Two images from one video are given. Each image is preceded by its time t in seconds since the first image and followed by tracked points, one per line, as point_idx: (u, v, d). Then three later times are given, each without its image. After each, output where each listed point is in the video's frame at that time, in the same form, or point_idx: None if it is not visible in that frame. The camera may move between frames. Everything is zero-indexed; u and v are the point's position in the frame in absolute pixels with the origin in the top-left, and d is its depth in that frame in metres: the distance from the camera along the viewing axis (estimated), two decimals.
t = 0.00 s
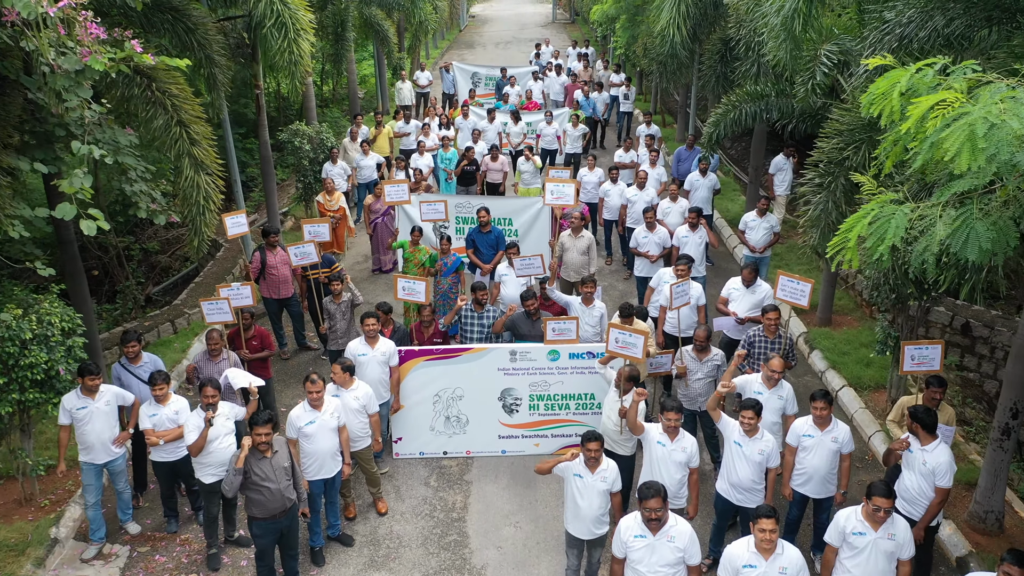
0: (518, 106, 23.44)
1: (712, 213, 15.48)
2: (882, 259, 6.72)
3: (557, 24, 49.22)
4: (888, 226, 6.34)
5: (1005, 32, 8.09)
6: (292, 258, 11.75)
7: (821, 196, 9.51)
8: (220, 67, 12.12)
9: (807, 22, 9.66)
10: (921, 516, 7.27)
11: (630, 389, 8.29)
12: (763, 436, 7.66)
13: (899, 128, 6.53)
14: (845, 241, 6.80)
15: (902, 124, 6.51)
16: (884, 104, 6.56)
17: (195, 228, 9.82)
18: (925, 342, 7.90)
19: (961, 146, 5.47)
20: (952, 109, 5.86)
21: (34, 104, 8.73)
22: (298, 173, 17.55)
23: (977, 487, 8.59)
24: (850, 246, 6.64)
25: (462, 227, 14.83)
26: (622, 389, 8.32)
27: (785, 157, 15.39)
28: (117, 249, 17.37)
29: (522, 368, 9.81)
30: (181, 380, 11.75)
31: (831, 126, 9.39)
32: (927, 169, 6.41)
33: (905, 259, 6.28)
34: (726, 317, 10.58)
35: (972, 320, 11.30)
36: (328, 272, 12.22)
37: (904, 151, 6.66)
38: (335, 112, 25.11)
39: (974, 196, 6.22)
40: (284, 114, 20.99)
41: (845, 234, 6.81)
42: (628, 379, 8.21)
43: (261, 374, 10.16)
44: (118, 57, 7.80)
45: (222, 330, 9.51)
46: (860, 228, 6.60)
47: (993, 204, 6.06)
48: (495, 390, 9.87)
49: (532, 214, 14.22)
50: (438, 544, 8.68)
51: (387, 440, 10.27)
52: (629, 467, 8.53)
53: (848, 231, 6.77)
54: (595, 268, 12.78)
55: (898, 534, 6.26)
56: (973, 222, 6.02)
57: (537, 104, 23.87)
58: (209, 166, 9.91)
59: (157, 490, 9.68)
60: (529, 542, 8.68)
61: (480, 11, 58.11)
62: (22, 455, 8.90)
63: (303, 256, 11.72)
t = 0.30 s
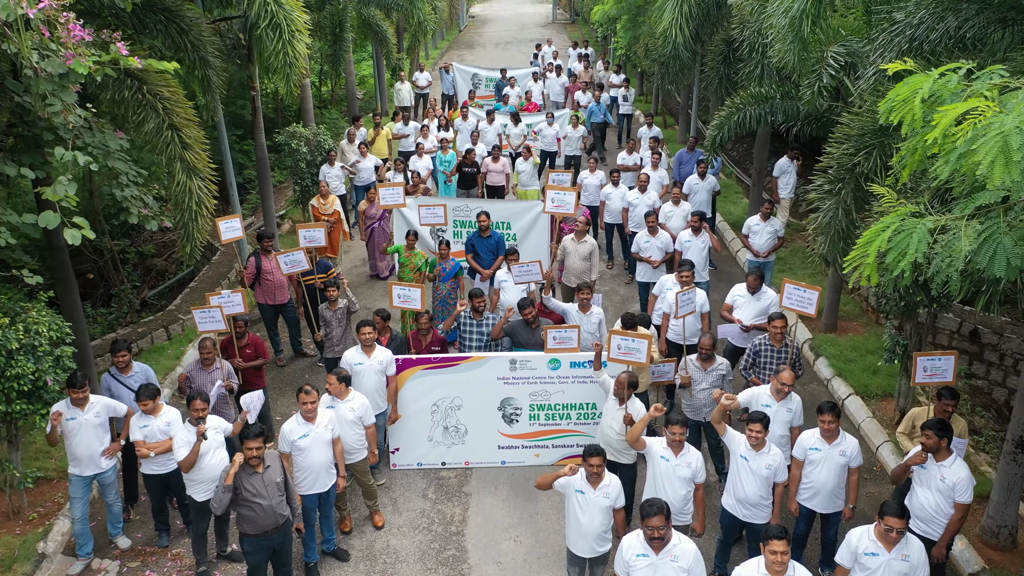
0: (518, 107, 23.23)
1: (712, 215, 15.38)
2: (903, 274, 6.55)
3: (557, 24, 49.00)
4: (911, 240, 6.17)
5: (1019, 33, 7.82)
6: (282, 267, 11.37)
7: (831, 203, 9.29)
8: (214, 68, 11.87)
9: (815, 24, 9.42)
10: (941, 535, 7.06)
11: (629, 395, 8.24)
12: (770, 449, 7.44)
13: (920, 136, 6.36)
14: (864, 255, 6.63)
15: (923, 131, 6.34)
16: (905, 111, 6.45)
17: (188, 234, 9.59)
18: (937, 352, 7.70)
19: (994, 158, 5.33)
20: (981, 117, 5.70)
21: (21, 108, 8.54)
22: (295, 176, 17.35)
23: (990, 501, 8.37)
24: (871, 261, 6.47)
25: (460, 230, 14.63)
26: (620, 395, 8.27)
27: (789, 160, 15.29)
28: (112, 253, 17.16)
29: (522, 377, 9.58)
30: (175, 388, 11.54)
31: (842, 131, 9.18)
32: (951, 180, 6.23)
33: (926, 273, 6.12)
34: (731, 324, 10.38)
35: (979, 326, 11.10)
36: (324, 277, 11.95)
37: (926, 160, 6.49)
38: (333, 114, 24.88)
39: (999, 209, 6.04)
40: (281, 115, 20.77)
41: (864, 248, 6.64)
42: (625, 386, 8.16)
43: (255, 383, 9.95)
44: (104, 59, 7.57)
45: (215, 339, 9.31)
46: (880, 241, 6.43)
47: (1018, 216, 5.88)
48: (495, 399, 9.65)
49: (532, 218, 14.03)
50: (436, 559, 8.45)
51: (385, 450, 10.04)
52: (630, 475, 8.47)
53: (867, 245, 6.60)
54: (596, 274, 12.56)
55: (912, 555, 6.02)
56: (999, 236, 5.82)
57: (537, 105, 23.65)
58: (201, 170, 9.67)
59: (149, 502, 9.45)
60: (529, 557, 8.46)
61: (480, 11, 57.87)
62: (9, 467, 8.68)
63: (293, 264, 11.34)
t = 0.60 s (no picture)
0: (518, 108, 23.00)
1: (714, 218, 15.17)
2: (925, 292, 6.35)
3: (557, 24, 48.77)
4: (936, 258, 5.98)
5: None
6: (275, 274, 11.19)
7: (841, 212, 9.06)
8: (209, 70, 11.62)
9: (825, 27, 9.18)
10: (967, 555, 6.87)
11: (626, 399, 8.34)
12: (778, 465, 7.21)
13: (944, 147, 6.15)
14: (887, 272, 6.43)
15: (950, 143, 6.12)
16: (930, 119, 6.20)
17: (179, 240, 9.36)
18: (951, 364, 7.44)
19: None
20: (1017, 130, 5.49)
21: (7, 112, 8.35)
22: (292, 179, 17.13)
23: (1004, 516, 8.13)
24: (892, 278, 6.29)
25: (458, 234, 14.42)
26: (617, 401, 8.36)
27: (793, 163, 15.09)
28: (107, 257, 16.93)
29: (521, 387, 9.33)
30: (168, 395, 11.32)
31: (852, 137, 8.94)
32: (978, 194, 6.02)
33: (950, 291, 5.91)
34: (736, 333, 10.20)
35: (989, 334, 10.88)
36: (320, 284, 11.76)
37: (952, 171, 6.26)
38: (332, 115, 24.67)
39: None
40: (278, 117, 20.55)
41: (886, 264, 6.45)
42: (622, 392, 8.29)
43: (248, 394, 9.71)
44: (86, 61, 7.41)
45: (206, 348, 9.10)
46: (904, 259, 6.23)
47: None
48: (494, 410, 9.41)
49: (529, 225, 13.97)
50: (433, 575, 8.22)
51: (381, 461, 9.81)
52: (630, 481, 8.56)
53: (890, 262, 6.40)
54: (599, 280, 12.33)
55: None
56: None
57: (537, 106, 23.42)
58: (193, 175, 9.44)
59: (139, 515, 9.23)
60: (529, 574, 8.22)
61: (480, 10, 57.62)
62: None
63: (287, 271, 11.17)
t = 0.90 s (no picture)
0: (518, 110, 22.75)
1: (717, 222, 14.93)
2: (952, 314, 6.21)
3: (558, 24, 48.53)
4: (965, 282, 5.88)
5: None
6: (273, 281, 10.97)
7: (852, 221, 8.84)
8: (202, 73, 11.35)
9: (836, 29, 8.95)
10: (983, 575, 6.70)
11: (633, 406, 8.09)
12: (787, 483, 6.96)
13: (974, 160, 5.94)
14: (912, 291, 6.30)
15: (981, 157, 5.85)
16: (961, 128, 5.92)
17: (169, 248, 9.11)
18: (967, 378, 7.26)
19: None
20: None
21: None
22: (289, 182, 16.89)
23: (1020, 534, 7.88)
24: (918, 300, 6.14)
25: (458, 239, 14.19)
26: (624, 412, 8.11)
27: (798, 166, 14.87)
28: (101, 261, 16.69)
29: (522, 399, 9.09)
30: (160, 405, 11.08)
31: (864, 143, 8.67)
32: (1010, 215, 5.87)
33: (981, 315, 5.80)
34: (741, 342, 10.01)
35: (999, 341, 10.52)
36: (315, 291, 11.55)
37: (983, 183, 6.12)
38: (330, 117, 24.42)
39: None
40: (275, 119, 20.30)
41: (912, 282, 6.30)
42: (629, 401, 8.08)
43: (241, 405, 9.51)
44: (68, 66, 7.21)
45: (198, 360, 8.89)
46: (930, 279, 6.11)
47: None
48: (494, 422, 9.16)
49: (530, 229, 13.77)
50: None
51: (378, 473, 9.57)
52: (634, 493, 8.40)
53: (915, 280, 6.28)
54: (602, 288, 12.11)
55: None
56: None
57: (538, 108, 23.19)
58: (184, 181, 9.19)
59: (129, 530, 8.99)
60: None
61: (480, 10, 57.37)
62: None
63: (285, 279, 10.94)
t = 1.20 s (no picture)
0: (518, 112, 22.51)
1: (720, 227, 14.68)
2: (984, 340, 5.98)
3: (558, 24, 48.33)
4: (1002, 306, 5.64)
5: None
6: (274, 286, 10.82)
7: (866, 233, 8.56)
8: (195, 76, 11.09)
9: (847, 32, 8.74)
10: None
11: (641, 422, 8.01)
12: (797, 502, 6.70)
13: (1010, 176, 5.68)
14: (943, 315, 6.05)
15: (1018, 173, 5.62)
16: (993, 144, 5.68)
17: (159, 256, 8.86)
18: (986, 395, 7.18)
19: None
20: None
21: None
22: (285, 186, 16.64)
23: None
24: (949, 325, 5.88)
25: (457, 243, 13.95)
26: (631, 423, 8.00)
27: (803, 170, 14.63)
28: (95, 266, 16.43)
29: (522, 412, 8.83)
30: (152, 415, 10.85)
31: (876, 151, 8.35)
32: None
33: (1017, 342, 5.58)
34: (747, 353, 9.78)
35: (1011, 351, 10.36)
36: (311, 298, 11.32)
37: (1017, 199, 5.86)
38: (329, 118, 24.19)
39: None
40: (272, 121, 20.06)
41: (943, 307, 6.03)
42: (638, 412, 7.93)
43: (233, 418, 9.28)
44: (45, 72, 6.96)
45: (188, 372, 8.67)
46: (962, 304, 5.84)
47: None
48: (493, 436, 8.91)
49: (531, 232, 13.54)
50: None
51: (374, 487, 9.31)
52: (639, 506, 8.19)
53: (945, 305, 6.03)
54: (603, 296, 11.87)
55: None
56: None
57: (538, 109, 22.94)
58: (174, 188, 8.94)
59: (118, 547, 8.74)
60: None
61: (480, 10, 57.12)
62: None
63: (286, 285, 10.80)
